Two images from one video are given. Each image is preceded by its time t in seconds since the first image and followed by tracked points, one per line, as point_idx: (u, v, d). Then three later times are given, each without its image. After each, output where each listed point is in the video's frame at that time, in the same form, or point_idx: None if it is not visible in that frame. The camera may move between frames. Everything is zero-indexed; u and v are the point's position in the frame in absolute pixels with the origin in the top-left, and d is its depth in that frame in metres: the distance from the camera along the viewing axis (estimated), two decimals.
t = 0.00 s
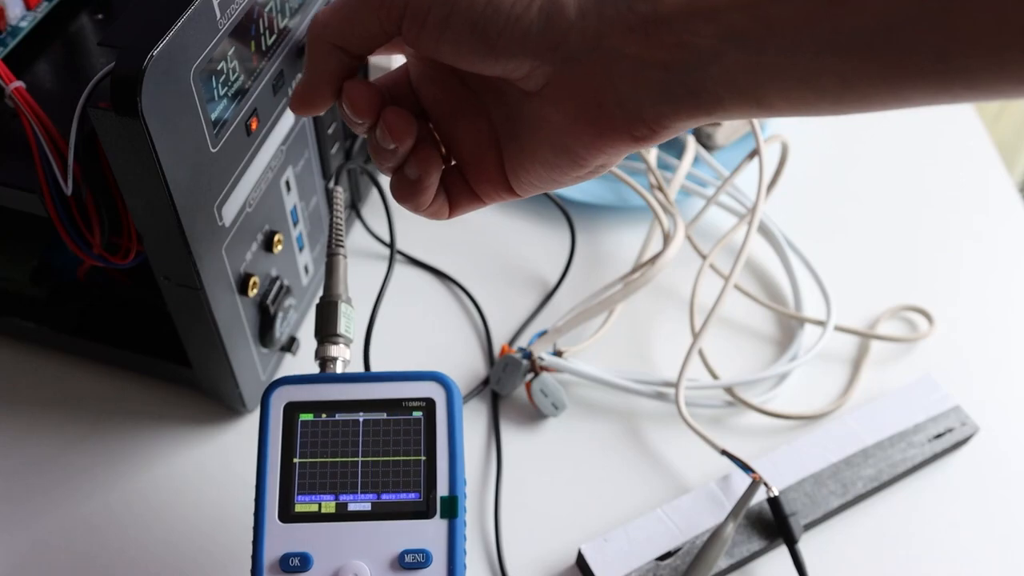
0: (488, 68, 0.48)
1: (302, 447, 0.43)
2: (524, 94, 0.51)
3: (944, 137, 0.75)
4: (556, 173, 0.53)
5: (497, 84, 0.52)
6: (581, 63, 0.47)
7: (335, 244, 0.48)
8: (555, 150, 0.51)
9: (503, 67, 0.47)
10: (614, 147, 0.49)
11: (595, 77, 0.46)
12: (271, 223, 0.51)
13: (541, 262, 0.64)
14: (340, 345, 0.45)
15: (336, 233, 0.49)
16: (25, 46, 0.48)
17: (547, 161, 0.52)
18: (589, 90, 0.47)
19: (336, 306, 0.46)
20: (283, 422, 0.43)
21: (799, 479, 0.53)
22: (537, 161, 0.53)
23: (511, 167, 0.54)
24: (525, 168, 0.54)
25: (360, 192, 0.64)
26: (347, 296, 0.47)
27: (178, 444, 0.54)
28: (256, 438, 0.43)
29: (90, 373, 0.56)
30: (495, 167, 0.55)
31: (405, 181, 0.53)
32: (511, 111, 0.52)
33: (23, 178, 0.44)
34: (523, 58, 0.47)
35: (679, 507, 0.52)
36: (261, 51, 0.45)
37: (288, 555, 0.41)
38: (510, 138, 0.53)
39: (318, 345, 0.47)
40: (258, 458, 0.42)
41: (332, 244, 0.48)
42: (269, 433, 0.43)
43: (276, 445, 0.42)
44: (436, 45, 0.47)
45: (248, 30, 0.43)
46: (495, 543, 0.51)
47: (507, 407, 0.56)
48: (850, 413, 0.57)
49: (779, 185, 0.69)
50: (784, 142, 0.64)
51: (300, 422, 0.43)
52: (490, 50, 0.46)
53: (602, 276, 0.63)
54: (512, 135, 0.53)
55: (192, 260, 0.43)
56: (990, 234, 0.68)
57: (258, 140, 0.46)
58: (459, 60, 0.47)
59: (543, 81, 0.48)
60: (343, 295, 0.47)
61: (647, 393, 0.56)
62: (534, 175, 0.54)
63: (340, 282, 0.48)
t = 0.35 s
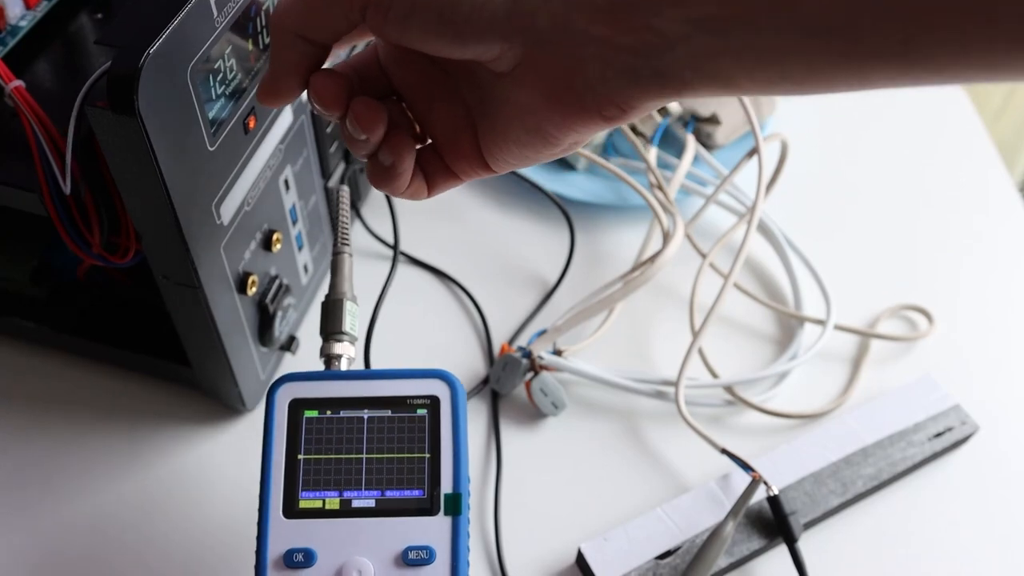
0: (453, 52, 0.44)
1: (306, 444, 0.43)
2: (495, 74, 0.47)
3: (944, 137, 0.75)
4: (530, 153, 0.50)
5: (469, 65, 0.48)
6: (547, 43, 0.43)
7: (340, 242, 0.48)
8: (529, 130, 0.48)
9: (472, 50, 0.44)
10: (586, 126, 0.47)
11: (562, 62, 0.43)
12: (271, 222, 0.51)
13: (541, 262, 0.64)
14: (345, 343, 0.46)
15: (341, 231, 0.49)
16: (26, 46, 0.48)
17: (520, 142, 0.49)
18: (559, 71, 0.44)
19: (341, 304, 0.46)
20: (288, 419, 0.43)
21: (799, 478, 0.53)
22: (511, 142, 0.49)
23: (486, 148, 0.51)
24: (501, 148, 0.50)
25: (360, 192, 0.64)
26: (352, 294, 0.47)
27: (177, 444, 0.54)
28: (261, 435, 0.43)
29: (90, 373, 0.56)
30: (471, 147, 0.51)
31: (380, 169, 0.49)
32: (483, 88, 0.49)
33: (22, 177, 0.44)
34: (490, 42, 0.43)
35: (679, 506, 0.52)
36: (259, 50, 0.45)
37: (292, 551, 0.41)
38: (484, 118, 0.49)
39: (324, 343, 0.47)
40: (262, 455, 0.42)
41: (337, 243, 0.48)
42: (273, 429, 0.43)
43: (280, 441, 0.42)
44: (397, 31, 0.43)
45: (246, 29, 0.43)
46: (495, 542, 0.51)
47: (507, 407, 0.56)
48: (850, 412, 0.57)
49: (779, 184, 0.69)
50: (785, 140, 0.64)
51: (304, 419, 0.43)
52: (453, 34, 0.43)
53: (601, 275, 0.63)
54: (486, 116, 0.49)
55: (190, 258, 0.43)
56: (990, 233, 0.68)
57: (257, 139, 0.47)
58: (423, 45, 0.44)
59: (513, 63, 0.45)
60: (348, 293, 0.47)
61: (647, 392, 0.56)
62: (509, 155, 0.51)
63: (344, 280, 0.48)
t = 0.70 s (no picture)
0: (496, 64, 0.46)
1: (299, 445, 0.43)
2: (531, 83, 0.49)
3: (944, 137, 0.75)
4: (565, 159, 0.52)
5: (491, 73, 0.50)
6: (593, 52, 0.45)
7: (333, 243, 0.48)
8: (567, 134, 0.50)
9: (518, 61, 0.46)
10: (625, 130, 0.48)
11: (609, 71, 0.45)
12: (271, 222, 0.51)
13: (541, 262, 0.64)
14: (338, 343, 0.46)
15: (334, 233, 0.49)
16: (25, 46, 0.48)
17: (557, 149, 0.51)
18: (606, 76, 0.46)
19: (334, 304, 0.46)
20: (280, 420, 0.43)
21: (799, 479, 0.53)
22: (549, 148, 0.51)
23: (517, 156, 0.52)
24: (536, 156, 0.52)
25: (360, 192, 0.64)
26: (344, 294, 0.48)
27: (178, 444, 0.54)
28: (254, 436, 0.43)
29: (90, 373, 0.56)
30: (498, 156, 0.53)
31: (403, 193, 0.50)
32: (513, 97, 0.50)
33: (23, 177, 0.44)
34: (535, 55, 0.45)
35: (679, 506, 0.52)
36: (261, 50, 0.45)
37: (286, 552, 0.41)
38: (516, 130, 0.51)
39: (317, 344, 0.47)
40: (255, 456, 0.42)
41: (330, 243, 0.48)
42: (266, 431, 0.43)
43: (273, 443, 0.42)
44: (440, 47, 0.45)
45: (247, 30, 0.43)
46: (495, 542, 0.51)
47: (507, 407, 0.56)
48: (850, 413, 0.57)
49: (779, 184, 0.69)
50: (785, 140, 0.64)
51: (297, 421, 0.43)
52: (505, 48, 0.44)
53: (601, 276, 0.63)
54: (518, 124, 0.51)
55: (191, 259, 0.43)
56: (990, 233, 0.68)
57: (258, 140, 0.46)
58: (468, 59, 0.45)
59: (558, 70, 0.47)
60: (340, 293, 0.47)
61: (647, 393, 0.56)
62: (542, 163, 0.52)
63: (337, 280, 0.48)
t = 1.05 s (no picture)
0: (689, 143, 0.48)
1: (300, 444, 0.43)
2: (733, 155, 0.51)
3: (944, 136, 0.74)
4: (761, 235, 0.56)
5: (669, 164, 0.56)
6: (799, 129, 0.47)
7: (332, 242, 0.49)
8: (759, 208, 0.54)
9: (725, 145, 0.49)
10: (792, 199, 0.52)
11: (815, 155, 0.49)
12: (271, 222, 0.51)
13: (541, 262, 0.64)
14: (338, 343, 0.46)
15: (333, 232, 0.49)
16: (26, 45, 0.48)
17: (749, 221, 0.55)
18: (812, 163, 0.49)
19: (334, 304, 0.46)
20: (281, 420, 0.43)
21: (799, 479, 0.53)
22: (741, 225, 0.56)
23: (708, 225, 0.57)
24: (727, 232, 0.57)
25: (360, 192, 0.64)
26: (344, 293, 0.48)
27: (178, 444, 0.54)
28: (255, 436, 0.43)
29: (88, 373, 0.56)
30: (691, 230, 0.58)
31: (601, 273, 0.56)
32: (710, 181, 0.55)
33: (23, 177, 0.44)
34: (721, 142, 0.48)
35: (679, 506, 0.52)
36: (261, 50, 0.45)
37: (287, 552, 0.41)
38: (705, 204, 0.56)
39: (317, 344, 0.47)
40: (257, 456, 0.42)
41: (330, 243, 0.48)
42: (267, 430, 0.43)
43: (274, 443, 0.42)
44: (636, 120, 0.47)
45: (247, 30, 0.43)
46: (495, 542, 0.51)
47: (508, 407, 0.56)
48: (850, 412, 0.57)
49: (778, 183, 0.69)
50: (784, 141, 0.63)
51: (298, 420, 0.43)
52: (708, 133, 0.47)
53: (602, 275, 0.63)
54: (720, 203, 0.56)
55: (191, 259, 0.43)
56: (990, 232, 0.68)
57: (258, 140, 0.46)
58: (676, 142, 0.48)
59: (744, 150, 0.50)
60: (341, 293, 0.47)
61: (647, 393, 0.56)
62: (730, 236, 0.57)
63: (336, 281, 0.48)
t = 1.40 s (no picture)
0: (894, 209, 0.49)
1: (302, 443, 0.43)
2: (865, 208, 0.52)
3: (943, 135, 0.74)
4: (919, 287, 0.54)
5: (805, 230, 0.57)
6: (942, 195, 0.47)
7: (335, 242, 0.48)
8: (927, 273, 0.53)
9: (899, 209, 0.48)
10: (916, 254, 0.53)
11: (986, 217, 0.48)
12: (271, 222, 0.51)
13: (541, 262, 0.64)
14: (340, 342, 0.45)
15: (335, 232, 0.49)
16: (26, 45, 0.48)
17: (918, 274, 0.54)
18: (984, 222, 0.48)
19: (335, 303, 0.46)
20: (284, 418, 0.43)
21: (799, 479, 0.53)
22: (872, 269, 0.55)
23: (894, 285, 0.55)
24: (892, 283, 0.55)
25: (360, 192, 0.64)
26: (347, 293, 0.47)
27: (178, 444, 0.54)
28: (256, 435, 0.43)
29: (87, 372, 0.56)
30: (856, 285, 0.57)
31: (768, 329, 0.55)
32: (879, 236, 0.54)
33: (23, 177, 0.44)
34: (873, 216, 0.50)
35: (679, 506, 0.52)
36: (261, 50, 0.45)
37: (288, 551, 0.41)
38: (870, 255, 0.55)
39: (319, 343, 0.47)
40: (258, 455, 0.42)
41: (332, 243, 0.48)
42: (268, 429, 0.43)
43: (276, 442, 0.42)
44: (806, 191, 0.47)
45: (247, 30, 0.43)
46: (494, 542, 0.51)
47: (507, 407, 0.56)
48: (850, 412, 0.57)
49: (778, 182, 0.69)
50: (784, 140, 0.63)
51: (300, 418, 0.43)
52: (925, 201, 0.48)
53: (602, 275, 0.63)
54: (898, 263, 0.54)
55: (191, 258, 0.43)
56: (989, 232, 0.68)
57: (258, 139, 0.46)
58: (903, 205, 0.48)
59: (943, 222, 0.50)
60: (343, 292, 0.47)
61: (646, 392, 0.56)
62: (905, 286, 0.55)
63: (337, 280, 0.48)
